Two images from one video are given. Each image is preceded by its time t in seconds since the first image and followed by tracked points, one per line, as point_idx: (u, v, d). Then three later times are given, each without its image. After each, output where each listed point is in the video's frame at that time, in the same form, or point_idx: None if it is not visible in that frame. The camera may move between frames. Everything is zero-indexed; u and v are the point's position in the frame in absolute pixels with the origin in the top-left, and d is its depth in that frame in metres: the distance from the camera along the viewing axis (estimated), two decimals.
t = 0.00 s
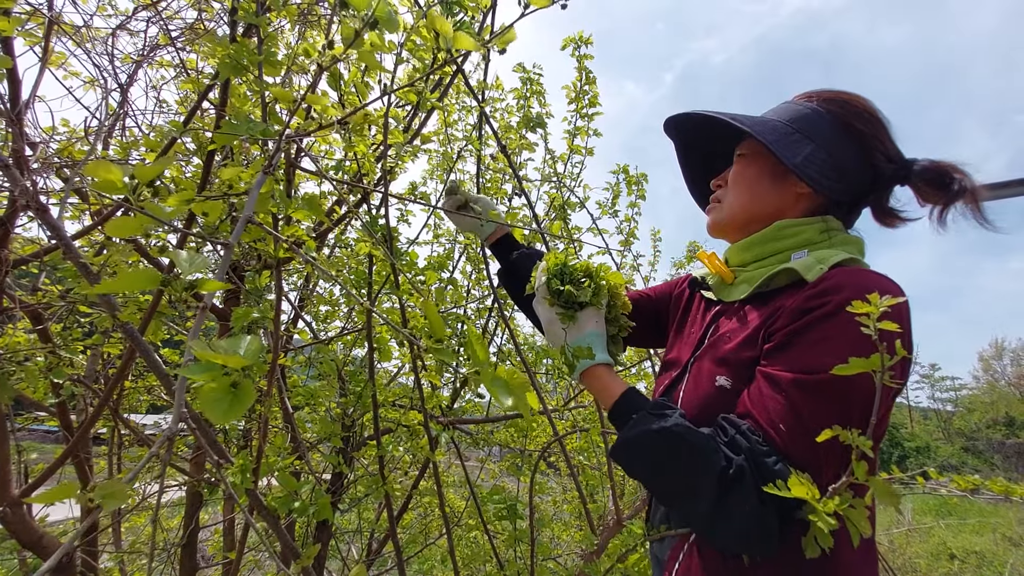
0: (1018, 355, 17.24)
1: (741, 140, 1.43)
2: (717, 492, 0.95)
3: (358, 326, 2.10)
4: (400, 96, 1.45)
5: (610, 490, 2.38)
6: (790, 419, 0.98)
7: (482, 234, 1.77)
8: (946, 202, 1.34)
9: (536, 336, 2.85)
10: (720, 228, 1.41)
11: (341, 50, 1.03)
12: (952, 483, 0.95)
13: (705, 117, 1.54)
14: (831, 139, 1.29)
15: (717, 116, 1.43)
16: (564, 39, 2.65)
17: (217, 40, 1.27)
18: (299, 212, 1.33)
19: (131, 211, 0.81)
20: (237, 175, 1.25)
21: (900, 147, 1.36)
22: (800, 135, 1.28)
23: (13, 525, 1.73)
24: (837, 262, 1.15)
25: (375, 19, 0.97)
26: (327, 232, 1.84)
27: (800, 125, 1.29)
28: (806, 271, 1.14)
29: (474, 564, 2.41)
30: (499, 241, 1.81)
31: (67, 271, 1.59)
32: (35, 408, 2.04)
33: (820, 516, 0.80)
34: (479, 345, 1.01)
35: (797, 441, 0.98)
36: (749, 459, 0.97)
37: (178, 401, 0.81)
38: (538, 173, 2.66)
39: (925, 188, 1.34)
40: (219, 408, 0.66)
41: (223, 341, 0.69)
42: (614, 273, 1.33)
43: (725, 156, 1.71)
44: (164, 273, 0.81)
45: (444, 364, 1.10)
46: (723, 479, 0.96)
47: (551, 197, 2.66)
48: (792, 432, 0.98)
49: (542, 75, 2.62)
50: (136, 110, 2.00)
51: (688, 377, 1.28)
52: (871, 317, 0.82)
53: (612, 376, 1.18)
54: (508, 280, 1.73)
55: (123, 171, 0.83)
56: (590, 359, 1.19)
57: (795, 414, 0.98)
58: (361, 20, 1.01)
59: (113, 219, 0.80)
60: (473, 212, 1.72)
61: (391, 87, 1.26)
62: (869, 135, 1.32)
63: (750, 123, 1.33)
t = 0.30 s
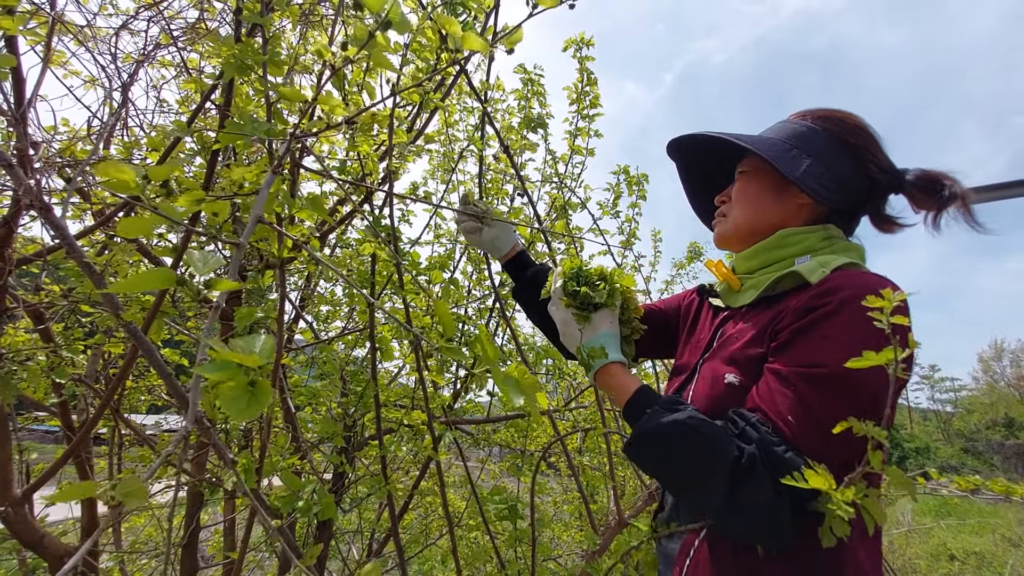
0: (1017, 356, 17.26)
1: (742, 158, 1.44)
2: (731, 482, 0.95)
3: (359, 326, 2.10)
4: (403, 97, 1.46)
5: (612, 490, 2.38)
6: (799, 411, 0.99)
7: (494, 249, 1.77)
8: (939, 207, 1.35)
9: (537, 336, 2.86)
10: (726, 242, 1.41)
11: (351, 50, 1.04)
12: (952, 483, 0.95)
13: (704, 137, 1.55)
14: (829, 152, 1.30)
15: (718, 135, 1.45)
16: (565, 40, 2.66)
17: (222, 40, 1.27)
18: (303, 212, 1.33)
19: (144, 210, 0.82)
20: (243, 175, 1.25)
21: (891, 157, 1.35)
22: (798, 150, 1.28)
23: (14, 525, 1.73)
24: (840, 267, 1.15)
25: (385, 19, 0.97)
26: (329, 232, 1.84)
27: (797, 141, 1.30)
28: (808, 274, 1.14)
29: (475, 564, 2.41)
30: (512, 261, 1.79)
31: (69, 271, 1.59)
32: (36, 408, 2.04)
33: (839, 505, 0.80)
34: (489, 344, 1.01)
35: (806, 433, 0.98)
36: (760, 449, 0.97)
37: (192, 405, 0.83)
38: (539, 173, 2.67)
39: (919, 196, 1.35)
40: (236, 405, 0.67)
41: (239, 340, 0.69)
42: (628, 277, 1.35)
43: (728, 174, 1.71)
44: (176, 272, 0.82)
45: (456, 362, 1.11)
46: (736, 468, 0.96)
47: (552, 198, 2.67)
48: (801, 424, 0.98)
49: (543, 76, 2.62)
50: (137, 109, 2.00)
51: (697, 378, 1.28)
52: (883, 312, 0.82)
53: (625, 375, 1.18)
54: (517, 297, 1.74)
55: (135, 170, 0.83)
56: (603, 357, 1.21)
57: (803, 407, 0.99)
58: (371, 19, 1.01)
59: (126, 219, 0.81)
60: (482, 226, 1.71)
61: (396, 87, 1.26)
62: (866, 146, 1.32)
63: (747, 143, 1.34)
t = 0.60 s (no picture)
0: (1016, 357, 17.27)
1: (742, 170, 1.44)
2: (749, 473, 0.96)
3: (359, 325, 2.10)
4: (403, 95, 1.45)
5: (612, 490, 2.38)
6: (811, 406, 1.00)
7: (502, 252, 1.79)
8: (930, 217, 1.35)
9: (537, 336, 2.85)
10: (729, 252, 1.40)
11: (352, 46, 1.04)
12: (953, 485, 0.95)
13: (704, 148, 1.55)
14: (827, 165, 1.30)
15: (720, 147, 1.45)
16: (565, 40, 2.66)
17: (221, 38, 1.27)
18: (303, 211, 1.32)
19: (143, 207, 0.81)
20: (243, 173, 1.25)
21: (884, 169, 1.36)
22: (797, 162, 1.28)
23: (12, 524, 1.72)
24: (843, 271, 1.15)
25: (387, 17, 0.97)
26: (329, 231, 1.84)
27: (795, 154, 1.29)
28: (812, 279, 1.13)
29: (474, 565, 2.41)
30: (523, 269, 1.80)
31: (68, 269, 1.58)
32: (35, 408, 2.03)
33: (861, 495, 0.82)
34: (489, 344, 1.01)
35: (820, 428, 0.99)
36: (777, 443, 0.99)
37: (189, 402, 0.82)
38: (540, 174, 2.67)
39: (910, 208, 1.35)
40: (234, 403, 0.67)
41: (237, 337, 0.69)
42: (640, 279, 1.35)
43: (723, 187, 1.72)
44: (176, 268, 0.81)
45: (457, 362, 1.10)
46: (754, 461, 0.97)
47: (552, 198, 2.66)
48: (814, 418, 0.99)
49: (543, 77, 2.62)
50: (137, 109, 1.99)
51: (705, 377, 1.28)
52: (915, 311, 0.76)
53: (639, 374, 1.18)
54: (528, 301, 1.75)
55: (133, 166, 0.83)
56: (618, 355, 1.20)
57: (815, 402, 1.00)
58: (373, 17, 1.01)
59: (124, 216, 0.80)
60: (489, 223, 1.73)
61: (397, 86, 1.26)
62: (861, 160, 1.33)
63: (747, 155, 1.34)
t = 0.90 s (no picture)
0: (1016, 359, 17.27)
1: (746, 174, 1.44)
2: (756, 476, 0.96)
3: (358, 326, 2.09)
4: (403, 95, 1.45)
5: (612, 492, 2.37)
6: (817, 408, 0.99)
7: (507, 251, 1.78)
8: (930, 225, 1.34)
9: (537, 337, 2.85)
10: (730, 254, 1.40)
11: (353, 44, 1.03)
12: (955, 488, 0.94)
13: (708, 152, 1.55)
14: (830, 171, 1.30)
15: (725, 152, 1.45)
16: (566, 41, 2.65)
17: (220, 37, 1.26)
18: (302, 210, 1.32)
19: (140, 205, 0.81)
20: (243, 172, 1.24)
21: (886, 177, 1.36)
22: (800, 167, 1.28)
23: (9, 524, 1.71)
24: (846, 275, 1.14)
25: (390, 15, 0.96)
26: (329, 231, 1.83)
27: (799, 159, 1.29)
28: (815, 282, 1.13)
29: (474, 566, 2.40)
30: (532, 272, 1.81)
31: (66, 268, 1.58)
32: (33, 407, 2.02)
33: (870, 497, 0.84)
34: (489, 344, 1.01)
35: (825, 430, 0.99)
36: (784, 445, 0.98)
37: (185, 405, 0.81)
38: (540, 174, 2.66)
39: (911, 215, 1.34)
40: (232, 403, 0.66)
41: (235, 337, 0.69)
42: (647, 282, 1.33)
43: (727, 192, 1.72)
44: (174, 267, 0.81)
45: (456, 362, 1.10)
46: (761, 464, 0.97)
47: (552, 199, 2.66)
48: (819, 420, 0.99)
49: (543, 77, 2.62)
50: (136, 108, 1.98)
51: (708, 379, 1.27)
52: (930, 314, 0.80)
53: (645, 376, 1.16)
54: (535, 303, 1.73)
55: (129, 164, 0.83)
56: (627, 355, 1.19)
57: (821, 404, 1.00)
58: (375, 15, 1.00)
59: (121, 214, 0.80)
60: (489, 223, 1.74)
61: (397, 85, 1.25)
62: (864, 168, 1.33)
63: (751, 159, 1.33)
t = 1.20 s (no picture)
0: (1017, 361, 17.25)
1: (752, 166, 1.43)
2: (758, 483, 0.94)
3: (359, 324, 2.09)
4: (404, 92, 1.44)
5: (613, 493, 2.36)
6: (818, 411, 0.98)
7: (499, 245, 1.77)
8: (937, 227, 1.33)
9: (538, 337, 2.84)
10: (733, 248, 1.39)
11: (353, 38, 1.03)
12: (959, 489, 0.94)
13: (714, 142, 1.54)
14: (838, 167, 1.29)
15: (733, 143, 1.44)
16: (567, 40, 2.65)
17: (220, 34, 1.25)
18: (303, 208, 1.31)
19: (138, 201, 0.80)
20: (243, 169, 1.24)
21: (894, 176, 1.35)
22: (808, 162, 1.27)
23: (7, 523, 1.71)
24: (848, 274, 1.13)
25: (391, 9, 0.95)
26: (329, 230, 1.83)
27: (807, 153, 1.28)
28: (817, 280, 1.12)
29: (474, 566, 2.39)
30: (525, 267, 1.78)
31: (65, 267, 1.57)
32: (33, 406, 2.01)
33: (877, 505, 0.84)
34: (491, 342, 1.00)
35: (826, 433, 0.98)
36: (785, 450, 0.97)
37: (183, 402, 0.80)
38: (542, 173, 2.65)
39: (917, 215, 1.34)
40: (230, 401, 0.66)
41: (232, 334, 0.68)
42: (646, 284, 1.33)
43: (730, 186, 1.71)
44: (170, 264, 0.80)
45: (457, 360, 1.09)
46: (763, 470, 0.95)
47: (553, 198, 2.65)
48: (821, 424, 0.98)
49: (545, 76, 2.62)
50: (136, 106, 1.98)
51: (708, 381, 1.26)
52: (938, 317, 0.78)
53: (644, 378, 1.16)
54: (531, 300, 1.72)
55: (127, 159, 0.84)
56: (626, 360, 1.18)
57: (822, 408, 0.99)
58: (376, 9, 1.00)
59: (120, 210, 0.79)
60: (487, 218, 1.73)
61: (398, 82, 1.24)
62: (872, 165, 1.32)
63: (758, 152, 1.32)
